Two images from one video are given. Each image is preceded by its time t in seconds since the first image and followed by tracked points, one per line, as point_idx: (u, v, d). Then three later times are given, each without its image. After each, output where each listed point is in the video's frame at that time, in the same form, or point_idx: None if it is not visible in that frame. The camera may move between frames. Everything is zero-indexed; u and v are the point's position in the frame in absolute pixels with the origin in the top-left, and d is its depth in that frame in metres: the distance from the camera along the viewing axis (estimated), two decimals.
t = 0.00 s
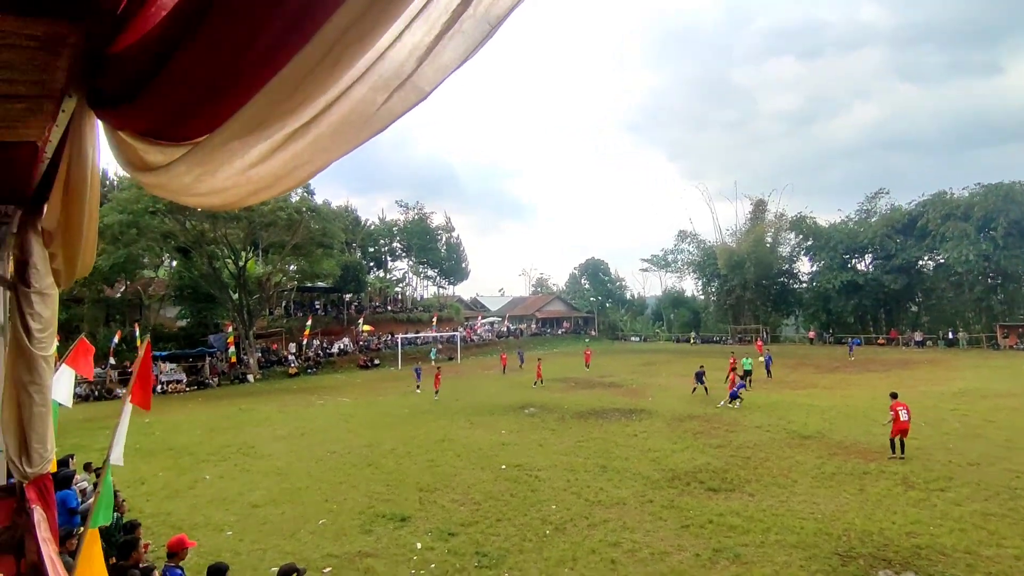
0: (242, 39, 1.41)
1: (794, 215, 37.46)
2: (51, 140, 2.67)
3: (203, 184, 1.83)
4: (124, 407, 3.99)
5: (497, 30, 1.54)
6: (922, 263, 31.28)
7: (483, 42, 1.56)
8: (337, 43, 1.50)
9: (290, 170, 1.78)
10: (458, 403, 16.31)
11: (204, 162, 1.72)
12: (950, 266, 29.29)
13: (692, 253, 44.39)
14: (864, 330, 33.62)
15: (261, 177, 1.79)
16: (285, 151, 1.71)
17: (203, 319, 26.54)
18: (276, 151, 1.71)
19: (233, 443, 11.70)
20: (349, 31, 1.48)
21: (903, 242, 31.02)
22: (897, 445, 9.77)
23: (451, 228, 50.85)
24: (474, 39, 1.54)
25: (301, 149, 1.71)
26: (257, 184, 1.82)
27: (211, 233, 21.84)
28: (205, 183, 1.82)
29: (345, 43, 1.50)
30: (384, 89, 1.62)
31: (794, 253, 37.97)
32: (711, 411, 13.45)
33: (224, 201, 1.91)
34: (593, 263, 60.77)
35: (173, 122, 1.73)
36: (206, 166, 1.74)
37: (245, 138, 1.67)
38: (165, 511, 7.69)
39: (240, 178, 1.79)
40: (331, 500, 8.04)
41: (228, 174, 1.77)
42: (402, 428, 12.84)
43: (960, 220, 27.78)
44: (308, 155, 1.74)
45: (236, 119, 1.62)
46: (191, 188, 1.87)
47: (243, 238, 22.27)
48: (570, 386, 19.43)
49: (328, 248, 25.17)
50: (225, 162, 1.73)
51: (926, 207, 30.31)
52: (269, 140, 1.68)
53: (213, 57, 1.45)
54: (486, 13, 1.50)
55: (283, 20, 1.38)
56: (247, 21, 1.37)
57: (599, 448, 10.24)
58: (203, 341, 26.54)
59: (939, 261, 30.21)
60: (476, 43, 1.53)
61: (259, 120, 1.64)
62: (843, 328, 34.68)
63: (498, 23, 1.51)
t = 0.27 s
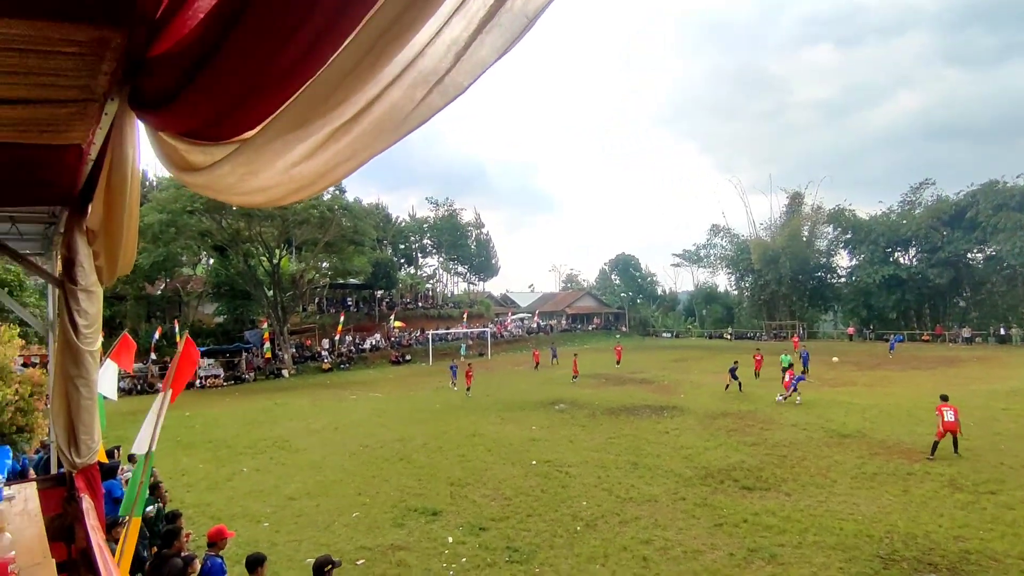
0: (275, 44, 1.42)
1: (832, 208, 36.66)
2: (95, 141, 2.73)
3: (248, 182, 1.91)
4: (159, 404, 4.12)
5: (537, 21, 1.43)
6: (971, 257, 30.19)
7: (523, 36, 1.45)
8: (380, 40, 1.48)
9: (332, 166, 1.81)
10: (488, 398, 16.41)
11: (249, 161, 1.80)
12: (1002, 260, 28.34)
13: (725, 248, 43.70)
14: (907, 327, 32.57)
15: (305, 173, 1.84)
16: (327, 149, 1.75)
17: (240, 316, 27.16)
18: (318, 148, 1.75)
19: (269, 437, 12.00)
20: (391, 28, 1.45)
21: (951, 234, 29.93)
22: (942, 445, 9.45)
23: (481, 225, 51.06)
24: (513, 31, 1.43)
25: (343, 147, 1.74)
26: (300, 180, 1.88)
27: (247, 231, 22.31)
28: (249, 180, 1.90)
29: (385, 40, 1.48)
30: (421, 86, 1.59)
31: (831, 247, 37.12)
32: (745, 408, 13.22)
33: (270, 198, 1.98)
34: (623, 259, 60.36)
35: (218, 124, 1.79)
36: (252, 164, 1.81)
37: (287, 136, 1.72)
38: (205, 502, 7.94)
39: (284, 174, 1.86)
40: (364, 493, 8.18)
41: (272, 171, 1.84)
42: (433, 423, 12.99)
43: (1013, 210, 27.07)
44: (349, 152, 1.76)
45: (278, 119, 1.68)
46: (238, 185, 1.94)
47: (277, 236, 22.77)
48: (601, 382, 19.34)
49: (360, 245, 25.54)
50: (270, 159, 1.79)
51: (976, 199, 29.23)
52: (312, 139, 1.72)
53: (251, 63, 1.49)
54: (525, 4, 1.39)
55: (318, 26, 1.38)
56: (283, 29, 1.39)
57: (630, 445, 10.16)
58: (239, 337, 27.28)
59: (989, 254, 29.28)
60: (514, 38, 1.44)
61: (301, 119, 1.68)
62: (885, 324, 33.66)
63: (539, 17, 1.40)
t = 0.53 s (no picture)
0: (304, 46, 1.41)
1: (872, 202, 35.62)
2: (135, 145, 2.84)
3: (279, 181, 1.93)
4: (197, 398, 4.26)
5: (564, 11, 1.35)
6: None
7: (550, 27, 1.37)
8: (407, 37, 1.44)
9: (361, 164, 1.78)
10: (518, 395, 16.45)
11: (282, 159, 1.81)
12: None
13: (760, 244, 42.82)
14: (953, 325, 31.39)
15: (336, 170, 1.83)
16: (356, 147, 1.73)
17: (275, 313, 27.79)
18: (348, 145, 1.73)
19: (303, 431, 12.26)
20: (418, 26, 1.41)
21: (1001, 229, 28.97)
22: (991, 448, 9.07)
23: (510, 222, 51.12)
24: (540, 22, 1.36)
25: (371, 144, 1.71)
26: (331, 177, 1.86)
27: (281, 230, 22.80)
28: (282, 178, 1.91)
29: (415, 35, 1.43)
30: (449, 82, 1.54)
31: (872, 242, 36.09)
32: (781, 407, 12.95)
33: (303, 195, 1.98)
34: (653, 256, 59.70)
35: (253, 124, 1.80)
36: (285, 162, 1.82)
37: (319, 133, 1.72)
38: (242, 493, 8.16)
39: (316, 171, 1.85)
40: (396, 488, 8.29)
41: (304, 168, 1.85)
42: (463, 420, 13.07)
43: None
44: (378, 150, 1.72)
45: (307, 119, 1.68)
46: (272, 183, 1.96)
47: (310, 234, 23.22)
48: (632, 380, 19.19)
49: (390, 242, 25.82)
50: (302, 156, 1.80)
51: None
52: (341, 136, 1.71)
53: (283, 67, 1.49)
54: None
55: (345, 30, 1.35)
56: (311, 33, 1.37)
57: (661, 444, 10.04)
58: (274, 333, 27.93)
59: None
60: (543, 28, 1.36)
61: (332, 116, 1.67)
62: (929, 321, 32.52)
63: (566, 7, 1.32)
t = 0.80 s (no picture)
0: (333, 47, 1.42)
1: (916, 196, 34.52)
2: (174, 145, 2.93)
3: (309, 178, 1.93)
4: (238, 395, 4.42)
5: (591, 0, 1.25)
6: None
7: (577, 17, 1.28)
8: (430, 38, 1.38)
9: (388, 160, 1.75)
10: (548, 392, 16.45)
11: (309, 156, 1.80)
12: None
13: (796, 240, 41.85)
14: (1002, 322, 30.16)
15: (363, 167, 1.80)
16: (380, 144, 1.69)
17: (309, 310, 28.38)
18: (375, 143, 1.70)
19: (337, 426, 12.50)
20: (440, 26, 1.34)
21: None
22: None
23: (539, 219, 51.09)
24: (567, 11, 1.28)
25: (396, 140, 1.67)
26: (359, 173, 1.84)
27: (315, 228, 23.27)
28: (311, 176, 1.92)
29: (438, 32, 1.37)
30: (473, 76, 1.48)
31: (916, 237, 35.03)
32: (818, 407, 12.65)
33: (331, 191, 1.97)
34: (685, 252, 58.90)
35: (284, 123, 1.82)
36: (313, 159, 1.81)
37: (344, 133, 1.70)
38: (278, 486, 8.36)
39: (343, 168, 1.84)
40: (427, 483, 8.39)
41: (333, 166, 1.83)
42: (493, 416, 13.13)
43: None
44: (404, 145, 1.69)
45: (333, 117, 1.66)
46: (302, 180, 1.96)
47: (342, 232, 23.62)
48: (663, 378, 18.99)
49: (421, 240, 26.08)
50: (329, 155, 1.78)
51: None
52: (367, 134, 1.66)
53: (314, 68, 1.50)
54: None
55: (372, 31, 1.35)
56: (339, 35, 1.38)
57: (693, 443, 9.90)
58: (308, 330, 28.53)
59: None
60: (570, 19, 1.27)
61: (358, 116, 1.63)
62: (977, 319, 31.32)
63: None
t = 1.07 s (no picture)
0: (361, 42, 1.36)
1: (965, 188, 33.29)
2: (212, 145, 3.02)
3: (339, 175, 1.88)
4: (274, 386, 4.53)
5: None
6: None
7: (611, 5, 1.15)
8: (455, 31, 1.29)
9: (417, 156, 1.66)
10: (581, 389, 16.41)
11: (337, 154, 1.74)
12: None
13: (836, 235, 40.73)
14: None
15: (389, 165, 1.74)
16: (407, 140, 1.60)
17: (343, 306, 28.93)
18: (403, 140, 1.61)
19: (371, 421, 12.72)
20: (465, 18, 1.25)
21: None
22: None
23: (570, 215, 50.93)
24: None
25: (423, 135, 1.58)
26: (387, 171, 1.76)
27: (349, 226, 23.71)
28: (340, 173, 1.87)
29: (465, 25, 1.26)
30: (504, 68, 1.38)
31: (966, 231, 33.87)
32: (860, 406, 12.29)
33: (361, 188, 1.91)
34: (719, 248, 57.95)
35: (316, 119, 1.77)
36: (341, 157, 1.74)
37: (370, 131, 1.62)
38: (314, 480, 8.55)
39: (371, 165, 1.76)
40: (459, 479, 8.46)
41: (360, 163, 1.75)
42: (525, 413, 13.16)
43: None
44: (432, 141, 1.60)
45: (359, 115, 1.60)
46: (333, 177, 1.91)
47: (376, 230, 24.01)
48: (697, 375, 18.73)
49: (453, 237, 26.29)
50: (357, 153, 1.70)
51: None
52: (393, 131, 1.58)
53: (342, 63, 1.44)
54: None
55: (399, 22, 1.27)
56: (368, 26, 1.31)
57: (728, 441, 9.75)
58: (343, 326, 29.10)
59: None
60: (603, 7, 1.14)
61: (385, 112, 1.54)
62: None
63: None
